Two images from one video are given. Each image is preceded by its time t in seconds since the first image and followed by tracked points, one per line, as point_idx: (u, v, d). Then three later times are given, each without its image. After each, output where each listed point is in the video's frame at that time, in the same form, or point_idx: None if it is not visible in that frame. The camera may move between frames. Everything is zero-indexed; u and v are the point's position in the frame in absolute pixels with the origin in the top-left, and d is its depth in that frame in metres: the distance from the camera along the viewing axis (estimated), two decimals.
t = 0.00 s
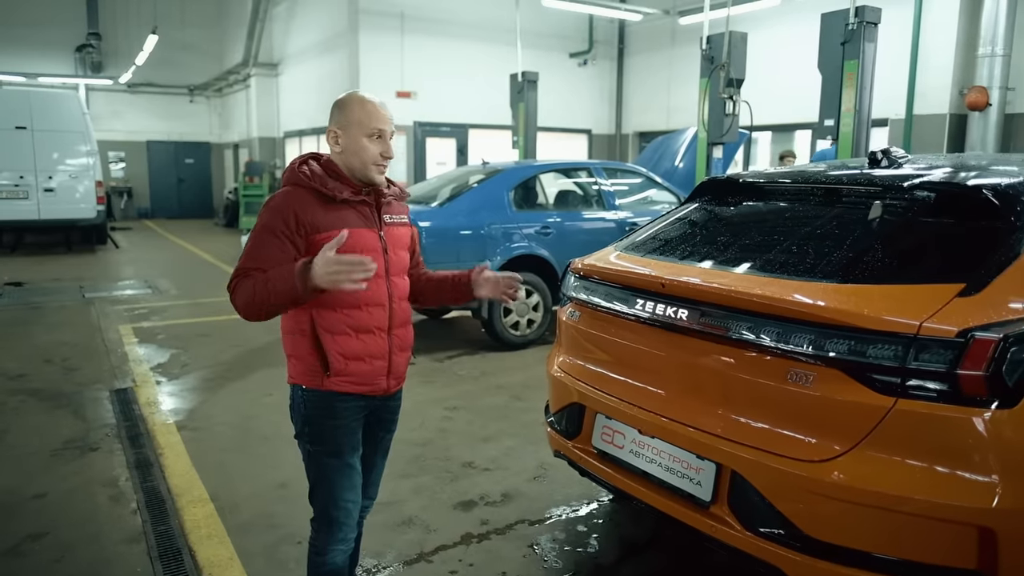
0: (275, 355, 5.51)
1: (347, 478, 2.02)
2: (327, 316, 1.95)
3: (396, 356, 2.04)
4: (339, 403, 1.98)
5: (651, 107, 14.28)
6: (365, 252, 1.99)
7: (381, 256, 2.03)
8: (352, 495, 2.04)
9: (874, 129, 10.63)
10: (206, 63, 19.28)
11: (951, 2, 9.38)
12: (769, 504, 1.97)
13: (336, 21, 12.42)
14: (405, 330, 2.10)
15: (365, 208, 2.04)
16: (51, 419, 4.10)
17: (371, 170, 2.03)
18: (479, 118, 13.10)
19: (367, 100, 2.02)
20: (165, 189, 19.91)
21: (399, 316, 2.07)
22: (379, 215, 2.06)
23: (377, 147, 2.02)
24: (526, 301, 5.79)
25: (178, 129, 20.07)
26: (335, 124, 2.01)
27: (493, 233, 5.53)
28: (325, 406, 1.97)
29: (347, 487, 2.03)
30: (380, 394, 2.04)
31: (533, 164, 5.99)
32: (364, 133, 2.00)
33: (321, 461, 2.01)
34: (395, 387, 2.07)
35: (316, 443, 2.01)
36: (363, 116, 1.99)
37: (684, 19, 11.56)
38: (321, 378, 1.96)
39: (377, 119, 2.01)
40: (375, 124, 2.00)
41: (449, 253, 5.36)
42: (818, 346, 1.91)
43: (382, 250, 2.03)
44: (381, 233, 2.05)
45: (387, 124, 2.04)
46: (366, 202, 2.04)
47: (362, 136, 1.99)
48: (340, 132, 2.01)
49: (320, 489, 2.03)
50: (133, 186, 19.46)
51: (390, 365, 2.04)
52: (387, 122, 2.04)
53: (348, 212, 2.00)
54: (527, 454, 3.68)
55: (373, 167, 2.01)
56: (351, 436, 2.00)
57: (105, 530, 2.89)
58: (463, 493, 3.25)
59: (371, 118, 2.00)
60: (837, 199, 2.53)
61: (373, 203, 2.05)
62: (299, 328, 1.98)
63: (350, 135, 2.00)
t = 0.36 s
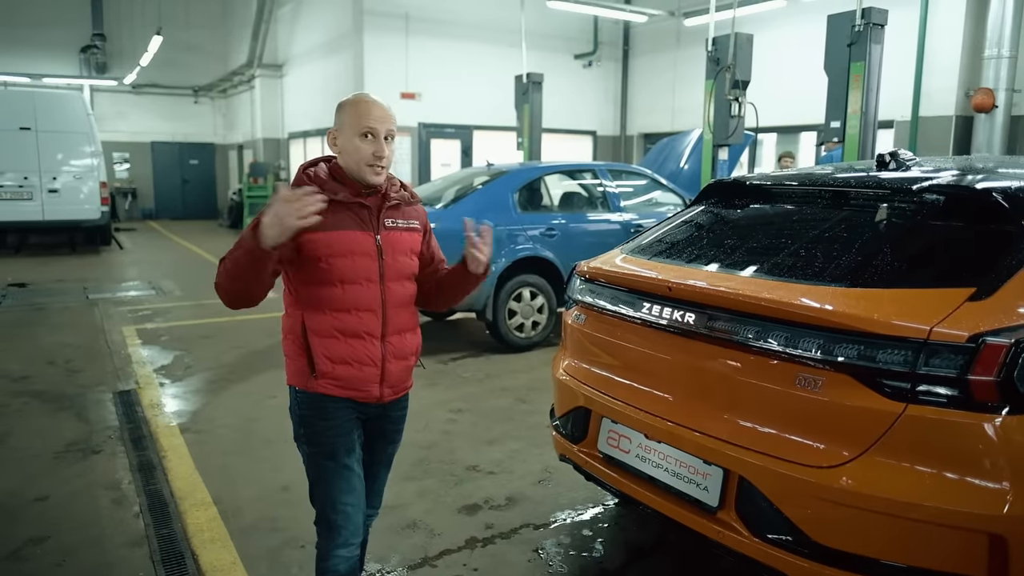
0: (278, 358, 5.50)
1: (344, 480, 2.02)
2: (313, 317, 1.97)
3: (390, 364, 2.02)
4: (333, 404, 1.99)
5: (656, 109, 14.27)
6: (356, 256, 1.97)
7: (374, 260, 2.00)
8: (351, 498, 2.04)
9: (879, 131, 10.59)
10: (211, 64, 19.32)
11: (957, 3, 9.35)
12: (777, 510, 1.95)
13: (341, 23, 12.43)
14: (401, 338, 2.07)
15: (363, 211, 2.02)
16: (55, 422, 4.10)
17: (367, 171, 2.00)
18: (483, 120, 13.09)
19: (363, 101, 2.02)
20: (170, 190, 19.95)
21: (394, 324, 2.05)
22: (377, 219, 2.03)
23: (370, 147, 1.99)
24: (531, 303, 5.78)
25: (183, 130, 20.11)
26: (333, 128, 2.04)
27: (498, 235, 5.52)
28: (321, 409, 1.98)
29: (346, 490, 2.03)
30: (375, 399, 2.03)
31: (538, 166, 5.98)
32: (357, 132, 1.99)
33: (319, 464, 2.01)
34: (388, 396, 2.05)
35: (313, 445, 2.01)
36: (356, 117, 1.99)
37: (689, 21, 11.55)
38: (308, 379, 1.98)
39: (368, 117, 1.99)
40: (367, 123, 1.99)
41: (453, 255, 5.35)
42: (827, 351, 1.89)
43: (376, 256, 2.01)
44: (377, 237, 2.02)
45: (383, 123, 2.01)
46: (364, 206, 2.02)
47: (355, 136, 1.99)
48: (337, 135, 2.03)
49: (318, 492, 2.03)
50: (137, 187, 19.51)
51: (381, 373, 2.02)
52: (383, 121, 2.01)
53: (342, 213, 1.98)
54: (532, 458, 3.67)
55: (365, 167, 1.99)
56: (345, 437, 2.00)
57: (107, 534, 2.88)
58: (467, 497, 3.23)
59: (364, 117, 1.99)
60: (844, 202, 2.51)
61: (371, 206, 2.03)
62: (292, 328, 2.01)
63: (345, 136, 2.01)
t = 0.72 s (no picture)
0: (279, 358, 5.50)
1: (351, 489, 2.02)
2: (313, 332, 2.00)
3: (392, 375, 2.02)
4: (336, 413, 1.99)
5: (657, 110, 14.27)
6: (353, 266, 1.98)
7: (372, 269, 2.00)
8: (360, 506, 2.03)
9: (881, 132, 10.59)
10: (212, 65, 19.34)
11: (958, 4, 9.34)
12: (777, 512, 1.95)
13: (342, 23, 12.44)
14: (404, 347, 2.06)
15: (360, 219, 2.01)
16: (55, 422, 4.10)
17: (370, 177, 2.00)
18: (484, 120, 13.09)
19: (368, 106, 2.02)
20: (171, 190, 19.97)
21: (396, 333, 2.03)
22: (375, 226, 2.02)
23: (378, 154, 2.00)
24: (532, 303, 5.78)
25: (184, 131, 20.12)
26: (334, 132, 2.03)
27: (499, 236, 5.52)
28: (322, 418, 1.99)
29: (354, 499, 2.03)
30: (378, 409, 2.03)
31: (539, 167, 5.98)
32: (364, 141, 1.99)
33: (325, 475, 2.02)
34: (392, 406, 2.05)
35: (318, 455, 2.02)
36: (361, 123, 1.99)
37: (691, 22, 11.54)
38: (311, 387, 2.00)
39: (373, 125, 1.99)
40: (374, 130, 1.99)
41: (455, 255, 5.35)
42: (829, 352, 1.89)
43: (375, 265, 2.00)
44: (375, 245, 2.01)
45: (386, 130, 2.01)
46: (361, 214, 2.01)
47: (360, 144, 1.99)
48: (338, 140, 2.02)
49: (326, 503, 2.04)
50: (138, 187, 19.53)
51: (383, 382, 2.02)
52: (388, 126, 2.02)
53: (337, 224, 1.99)
54: (533, 459, 3.67)
55: (372, 174, 1.99)
56: (349, 446, 2.00)
57: (108, 535, 2.88)
58: (468, 498, 3.23)
59: (367, 124, 1.99)
60: (846, 203, 2.51)
61: (367, 214, 2.02)
62: (294, 338, 2.04)
63: (348, 142, 2.00)
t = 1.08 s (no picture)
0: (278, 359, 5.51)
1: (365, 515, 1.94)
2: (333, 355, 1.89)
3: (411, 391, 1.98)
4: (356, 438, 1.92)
5: (657, 111, 14.29)
6: (375, 285, 1.89)
7: (393, 285, 1.93)
8: (374, 533, 1.95)
9: (880, 133, 10.60)
10: (212, 65, 19.37)
11: (957, 4, 9.35)
12: (774, 512, 1.96)
13: (342, 24, 12.46)
14: (420, 359, 2.03)
15: (374, 234, 1.92)
16: (54, 423, 4.10)
17: (386, 187, 1.89)
18: (485, 121, 13.11)
19: (379, 110, 1.87)
20: (170, 191, 19.99)
21: (414, 347, 1.99)
22: (390, 240, 1.95)
23: (395, 161, 1.88)
24: (532, 304, 5.79)
25: (184, 131, 20.14)
26: (343, 136, 1.87)
27: (499, 237, 5.53)
28: (340, 444, 1.91)
29: (369, 524, 1.95)
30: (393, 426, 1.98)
31: (539, 167, 5.99)
32: (382, 147, 1.86)
33: (339, 501, 1.94)
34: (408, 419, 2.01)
35: (332, 482, 1.94)
36: (377, 128, 1.85)
37: (690, 23, 11.56)
38: (333, 413, 1.90)
39: (391, 131, 1.86)
40: (391, 136, 1.87)
41: (455, 256, 5.37)
42: (826, 352, 1.90)
43: (394, 281, 1.93)
44: (393, 261, 1.94)
45: (400, 135, 1.89)
46: (376, 228, 1.92)
47: (378, 151, 1.86)
48: (349, 144, 1.86)
49: (338, 531, 1.95)
50: (138, 188, 19.54)
51: (403, 399, 1.97)
52: (404, 130, 1.89)
53: (355, 241, 1.88)
54: (532, 459, 3.68)
55: (390, 183, 1.88)
56: (367, 471, 1.93)
57: (107, 536, 2.89)
58: (467, 498, 3.24)
59: (384, 130, 1.86)
60: (843, 204, 2.52)
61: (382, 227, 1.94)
62: (307, 362, 1.92)
63: (363, 148, 1.86)
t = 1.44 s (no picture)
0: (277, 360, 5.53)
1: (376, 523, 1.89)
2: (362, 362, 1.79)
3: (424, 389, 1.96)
4: (376, 448, 1.85)
5: (656, 111, 14.32)
6: (395, 286, 1.85)
7: (408, 284, 1.90)
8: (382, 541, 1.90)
9: (877, 134, 10.63)
10: (212, 65, 19.40)
11: (954, 6, 9.38)
12: (770, 509, 1.98)
13: (342, 25, 12.49)
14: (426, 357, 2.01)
15: (384, 234, 1.87)
16: (54, 424, 4.12)
17: (395, 183, 1.85)
18: (484, 122, 13.14)
19: (381, 105, 1.81)
20: (170, 191, 20.01)
21: (423, 345, 1.98)
22: (398, 239, 1.91)
23: (401, 156, 1.84)
24: (531, 304, 5.82)
25: (183, 131, 20.16)
26: (347, 133, 1.81)
27: (498, 237, 5.55)
28: (359, 455, 1.82)
29: (379, 534, 1.90)
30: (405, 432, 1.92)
31: (539, 168, 6.02)
32: (390, 142, 1.82)
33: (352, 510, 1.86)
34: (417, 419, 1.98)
35: (347, 492, 1.85)
36: (385, 123, 1.80)
37: (689, 24, 11.59)
38: (361, 428, 1.81)
39: (397, 127, 1.82)
40: (396, 133, 1.81)
41: (455, 256, 5.39)
42: (820, 352, 1.93)
43: (408, 280, 1.91)
44: (404, 259, 1.91)
45: (406, 130, 1.85)
46: (386, 228, 1.87)
47: (386, 148, 1.81)
48: (355, 142, 1.80)
49: (348, 539, 1.88)
50: (137, 188, 19.56)
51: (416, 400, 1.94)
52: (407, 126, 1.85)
53: (373, 241, 1.82)
54: (531, 459, 3.70)
55: (399, 180, 1.85)
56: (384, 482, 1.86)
57: (107, 536, 2.92)
58: (466, 498, 3.27)
59: (391, 125, 1.81)
60: (838, 205, 2.55)
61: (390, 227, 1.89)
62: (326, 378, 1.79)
63: (371, 145, 1.80)
